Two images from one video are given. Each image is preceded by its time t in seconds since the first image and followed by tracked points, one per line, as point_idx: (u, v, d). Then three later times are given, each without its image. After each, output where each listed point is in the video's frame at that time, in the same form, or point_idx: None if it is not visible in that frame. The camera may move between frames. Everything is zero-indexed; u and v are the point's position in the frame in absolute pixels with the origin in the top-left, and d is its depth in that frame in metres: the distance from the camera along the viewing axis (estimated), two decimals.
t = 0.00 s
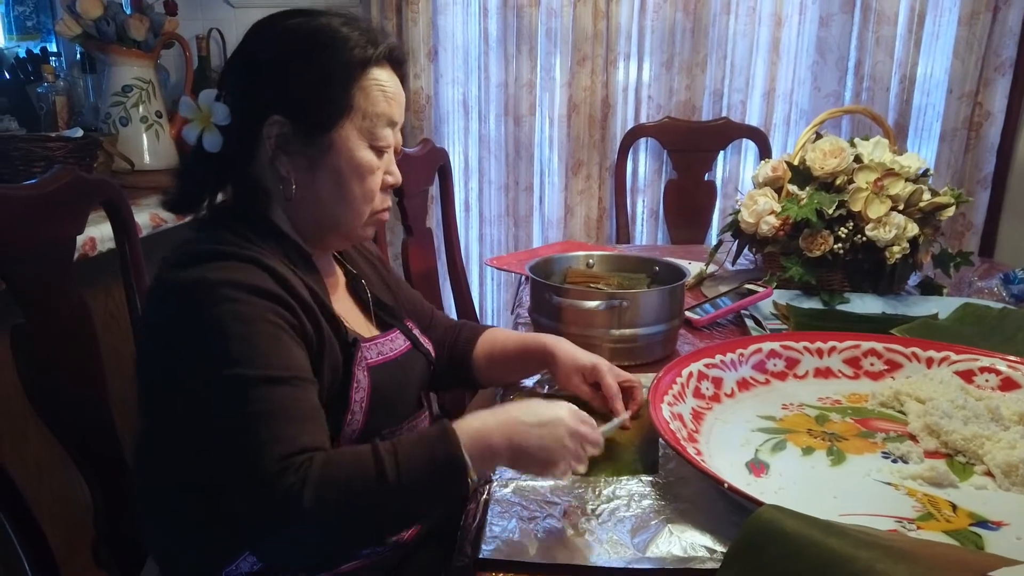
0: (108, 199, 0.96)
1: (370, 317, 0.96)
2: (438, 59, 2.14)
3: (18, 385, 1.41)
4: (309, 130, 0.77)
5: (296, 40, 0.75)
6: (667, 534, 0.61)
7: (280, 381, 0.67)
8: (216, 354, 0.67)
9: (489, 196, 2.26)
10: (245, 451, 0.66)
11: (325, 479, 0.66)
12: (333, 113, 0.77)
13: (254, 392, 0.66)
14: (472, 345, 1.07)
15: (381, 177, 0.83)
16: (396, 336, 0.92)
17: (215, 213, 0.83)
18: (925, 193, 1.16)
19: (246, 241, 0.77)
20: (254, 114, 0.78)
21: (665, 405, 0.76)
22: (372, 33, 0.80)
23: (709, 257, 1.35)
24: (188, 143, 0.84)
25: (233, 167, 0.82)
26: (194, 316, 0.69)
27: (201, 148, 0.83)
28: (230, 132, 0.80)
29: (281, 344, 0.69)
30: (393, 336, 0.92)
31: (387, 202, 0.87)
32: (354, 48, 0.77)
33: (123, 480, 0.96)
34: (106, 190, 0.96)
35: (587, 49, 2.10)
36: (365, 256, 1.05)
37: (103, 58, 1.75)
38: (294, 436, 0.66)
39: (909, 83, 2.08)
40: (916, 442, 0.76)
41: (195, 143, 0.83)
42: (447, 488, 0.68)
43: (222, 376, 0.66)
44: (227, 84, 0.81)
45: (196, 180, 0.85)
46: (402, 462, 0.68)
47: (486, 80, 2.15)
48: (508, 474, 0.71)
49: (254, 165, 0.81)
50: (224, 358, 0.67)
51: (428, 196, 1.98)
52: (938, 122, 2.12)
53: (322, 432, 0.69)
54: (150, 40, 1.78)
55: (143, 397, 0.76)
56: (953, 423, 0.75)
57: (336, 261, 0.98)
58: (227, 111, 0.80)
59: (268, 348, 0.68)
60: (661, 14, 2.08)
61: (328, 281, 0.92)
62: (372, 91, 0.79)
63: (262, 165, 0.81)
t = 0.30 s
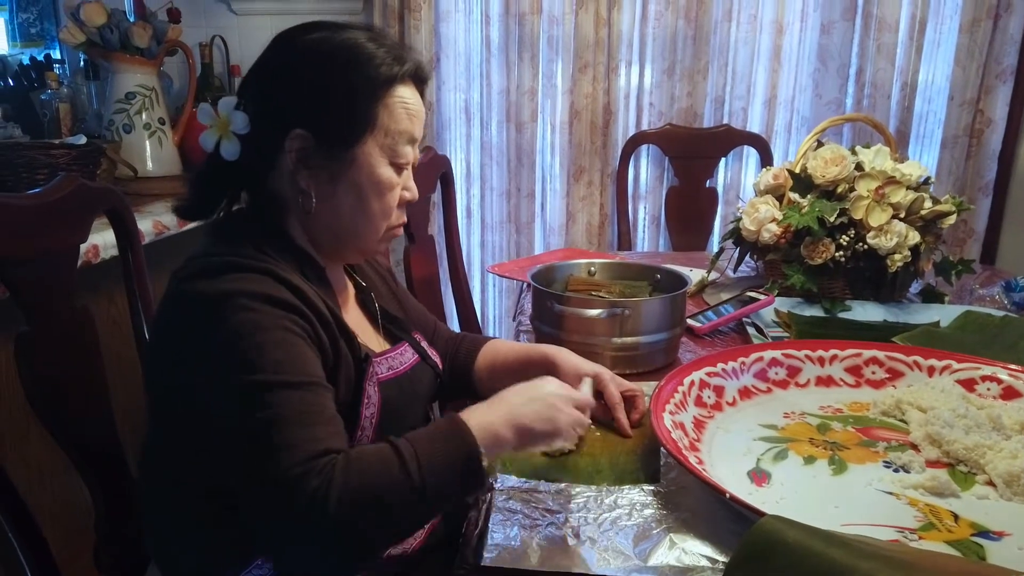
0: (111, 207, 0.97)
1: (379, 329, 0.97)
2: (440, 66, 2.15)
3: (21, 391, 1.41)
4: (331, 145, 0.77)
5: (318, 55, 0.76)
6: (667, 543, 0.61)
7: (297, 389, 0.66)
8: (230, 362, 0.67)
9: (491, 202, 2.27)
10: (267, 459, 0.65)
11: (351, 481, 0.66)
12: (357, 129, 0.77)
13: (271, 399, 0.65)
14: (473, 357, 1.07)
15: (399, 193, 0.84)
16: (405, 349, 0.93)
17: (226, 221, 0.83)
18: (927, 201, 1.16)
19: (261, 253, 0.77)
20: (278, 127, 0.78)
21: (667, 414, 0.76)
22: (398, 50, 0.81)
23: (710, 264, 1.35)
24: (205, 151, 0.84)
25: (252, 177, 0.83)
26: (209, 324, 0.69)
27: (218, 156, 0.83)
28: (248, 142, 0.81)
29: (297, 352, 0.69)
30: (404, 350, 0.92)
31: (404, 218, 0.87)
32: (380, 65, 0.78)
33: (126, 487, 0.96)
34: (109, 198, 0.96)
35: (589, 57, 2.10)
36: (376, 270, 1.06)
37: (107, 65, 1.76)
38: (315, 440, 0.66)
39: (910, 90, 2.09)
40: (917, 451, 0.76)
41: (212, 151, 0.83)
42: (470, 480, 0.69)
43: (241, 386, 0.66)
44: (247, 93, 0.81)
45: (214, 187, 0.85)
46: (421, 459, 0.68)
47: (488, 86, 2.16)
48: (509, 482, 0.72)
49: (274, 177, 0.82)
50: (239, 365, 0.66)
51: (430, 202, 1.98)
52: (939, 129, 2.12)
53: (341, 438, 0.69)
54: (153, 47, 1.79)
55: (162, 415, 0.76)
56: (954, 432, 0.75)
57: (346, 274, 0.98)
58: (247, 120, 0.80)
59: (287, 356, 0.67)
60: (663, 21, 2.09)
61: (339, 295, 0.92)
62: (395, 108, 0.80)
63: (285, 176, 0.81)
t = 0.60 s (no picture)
0: (112, 212, 0.97)
1: (380, 336, 0.97)
2: (441, 71, 2.16)
3: (22, 395, 1.41)
4: (340, 151, 0.78)
5: (331, 61, 0.76)
6: (668, 549, 0.61)
7: (267, 397, 0.68)
8: (206, 365, 0.69)
9: (492, 207, 2.27)
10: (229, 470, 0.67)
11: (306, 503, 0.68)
12: (366, 136, 0.78)
13: (241, 406, 0.67)
14: (473, 363, 1.07)
15: (404, 203, 0.84)
16: (405, 355, 0.93)
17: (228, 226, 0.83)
18: (928, 206, 1.16)
19: (261, 262, 0.78)
20: (285, 132, 0.78)
21: (668, 418, 0.76)
22: (409, 60, 0.82)
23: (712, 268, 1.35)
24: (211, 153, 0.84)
25: (257, 183, 0.83)
26: (194, 329, 0.71)
27: (223, 159, 0.83)
28: (256, 146, 0.81)
29: (277, 363, 0.70)
30: (404, 355, 0.92)
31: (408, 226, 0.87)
32: (392, 74, 0.78)
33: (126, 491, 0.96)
34: (110, 202, 0.96)
35: (590, 61, 2.11)
36: (379, 277, 1.06)
37: (109, 70, 1.77)
38: (279, 457, 0.68)
39: (911, 94, 2.09)
40: (919, 456, 0.75)
41: (218, 154, 0.83)
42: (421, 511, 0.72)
43: (213, 388, 0.68)
44: (257, 98, 0.81)
45: (219, 189, 0.85)
46: (378, 494, 0.71)
47: (489, 91, 2.16)
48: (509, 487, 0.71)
49: (278, 184, 0.82)
50: (214, 370, 0.68)
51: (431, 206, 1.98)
52: (941, 133, 2.12)
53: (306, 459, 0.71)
54: (155, 52, 1.79)
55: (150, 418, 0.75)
56: (956, 437, 0.75)
57: (348, 281, 0.98)
58: (255, 125, 0.80)
59: (268, 367, 0.70)
60: (664, 26, 2.09)
61: (339, 300, 0.92)
62: (405, 117, 0.80)
63: (289, 182, 0.81)
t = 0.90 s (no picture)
0: (115, 215, 0.97)
1: (374, 338, 0.97)
2: (443, 74, 2.16)
3: (24, 397, 1.41)
4: (332, 154, 0.78)
5: (321, 64, 0.77)
6: (670, 551, 0.61)
7: (284, 392, 0.68)
8: (222, 365, 0.69)
9: (494, 210, 2.28)
10: (261, 461, 0.67)
11: (346, 484, 0.68)
12: (355, 138, 0.78)
13: (261, 402, 0.67)
14: (472, 367, 1.07)
15: (396, 205, 0.84)
16: (399, 356, 0.93)
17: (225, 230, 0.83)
18: (930, 209, 1.16)
19: (256, 263, 0.78)
20: (278, 134, 0.79)
21: (669, 422, 0.76)
22: (400, 63, 0.82)
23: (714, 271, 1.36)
24: (204, 157, 0.84)
25: (252, 187, 0.83)
26: (200, 331, 0.71)
27: (216, 162, 0.83)
28: (247, 148, 0.81)
29: (287, 356, 0.71)
30: (398, 357, 0.92)
31: (400, 229, 0.87)
32: (383, 77, 0.79)
33: (126, 494, 0.96)
34: (113, 206, 0.97)
35: (592, 65, 2.11)
36: (371, 279, 1.06)
37: (112, 73, 1.77)
38: (306, 444, 0.68)
39: (912, 97, 2.09)
40: (921, 459, 0.75)
41: (210, 157, 0.83)
42: (450, 494, 0.72)
43: (231, 386, 0.68)
44: (248, 100, 0.81)
45: (210, 194, 0.85)
46: (413, 468, 0.71)
47: (491, 94, 2.17)
48: (511, 489, 0.72)
49: (272, 187, 0.82)
50: (231, 368, 0.68)
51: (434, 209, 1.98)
52: (942, 137, 2.12)
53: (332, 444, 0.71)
54: (157, 56, 1.80)
55: (156, 429, 0.76)
56: (958, 440, 0.75)
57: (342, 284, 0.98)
58: (246, 128, 0.80)
59: (277, 361, 0.69)
60: (665, 30, 2.10)
61: (333, 302, 0.92)
62: (396, 119, 0.80)
63: (280, 185, 0.82)
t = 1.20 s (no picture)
0: (119, 215, 0.98)
1: (378, 338, 0.97)
2: (445, 75, 2.16)
3: (27, 398, 1.42)
4: (336, 156, 0.78)
5: (330, 67, 0.77)
6: (672, 550, 0.61)
7: (246, 413, 0.69)
8: (194, 376, 0.69)
9: (495, 211, 2.28)
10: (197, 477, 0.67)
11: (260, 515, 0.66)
12: (361, 140, 0.78)
13: (225, 423, 0.68)
14: (475, 366, 1.07)
15: (399, 207, 0.84)
16: (402, 355, 0.93)
17: (229, 230, 0.84)
18: (930, 210, 1.16)
19: (258, 265, 0.78)
20: (284, 135, 0.79)
21: (671, 421, 0.76)
22: (407, 68, 0.82)
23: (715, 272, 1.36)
24: (212, 155, 0.85)
25: (258, 186, 0.84)
26: (189, 335, 0.71)
27: (223, 160, 0.84)
28: (255, 147, 0.81)
29: (260, 377, 0.71)
30: (401, 355, 0.93)
31: (403, 231, 0.88)
32: (390, 81, 0.79)
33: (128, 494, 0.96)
34: (117, 206, 0.97)
35: (593, 66, 2.12)
36: (376, 279, 1.07)
37: (114, 74, 1.78)
38: (241, 470, 0.67)
39: (913, 99, 2.10)
40: (921, 459, 0.75)
41: (218, 155, 0.83)
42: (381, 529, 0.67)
43: (193, 400, 0.69)
44: (257, 101, 0.82)
45: (216, 193, 0.86)
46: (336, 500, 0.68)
47: (492, 96, 2.17)
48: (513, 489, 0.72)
49: (277, 187, 0.83)
50: (200, 384, 0.69)
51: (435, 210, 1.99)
52: (943, 138, 2.13)
53: (277, 469, 0.70)
54: (160, 57, 1.81)
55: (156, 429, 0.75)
56: (958, 440, 0.75)
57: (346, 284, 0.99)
58: (255, 127, 0.81)
59: (247, 380, 0.70)
60: (667, 31, 2.10)
61: (336, 301, 0.92)
62: (401, 123, 0.81)
63: (285, 185, 0.82)
